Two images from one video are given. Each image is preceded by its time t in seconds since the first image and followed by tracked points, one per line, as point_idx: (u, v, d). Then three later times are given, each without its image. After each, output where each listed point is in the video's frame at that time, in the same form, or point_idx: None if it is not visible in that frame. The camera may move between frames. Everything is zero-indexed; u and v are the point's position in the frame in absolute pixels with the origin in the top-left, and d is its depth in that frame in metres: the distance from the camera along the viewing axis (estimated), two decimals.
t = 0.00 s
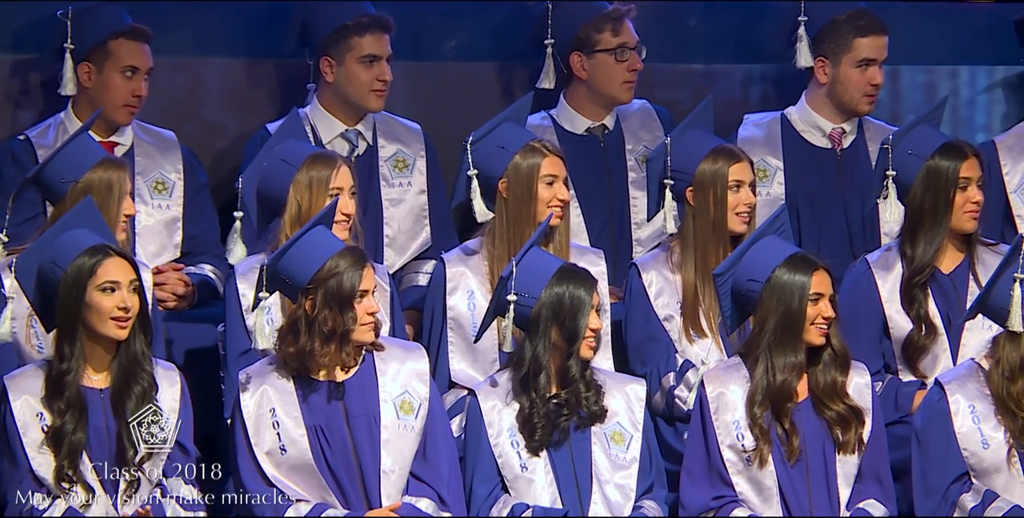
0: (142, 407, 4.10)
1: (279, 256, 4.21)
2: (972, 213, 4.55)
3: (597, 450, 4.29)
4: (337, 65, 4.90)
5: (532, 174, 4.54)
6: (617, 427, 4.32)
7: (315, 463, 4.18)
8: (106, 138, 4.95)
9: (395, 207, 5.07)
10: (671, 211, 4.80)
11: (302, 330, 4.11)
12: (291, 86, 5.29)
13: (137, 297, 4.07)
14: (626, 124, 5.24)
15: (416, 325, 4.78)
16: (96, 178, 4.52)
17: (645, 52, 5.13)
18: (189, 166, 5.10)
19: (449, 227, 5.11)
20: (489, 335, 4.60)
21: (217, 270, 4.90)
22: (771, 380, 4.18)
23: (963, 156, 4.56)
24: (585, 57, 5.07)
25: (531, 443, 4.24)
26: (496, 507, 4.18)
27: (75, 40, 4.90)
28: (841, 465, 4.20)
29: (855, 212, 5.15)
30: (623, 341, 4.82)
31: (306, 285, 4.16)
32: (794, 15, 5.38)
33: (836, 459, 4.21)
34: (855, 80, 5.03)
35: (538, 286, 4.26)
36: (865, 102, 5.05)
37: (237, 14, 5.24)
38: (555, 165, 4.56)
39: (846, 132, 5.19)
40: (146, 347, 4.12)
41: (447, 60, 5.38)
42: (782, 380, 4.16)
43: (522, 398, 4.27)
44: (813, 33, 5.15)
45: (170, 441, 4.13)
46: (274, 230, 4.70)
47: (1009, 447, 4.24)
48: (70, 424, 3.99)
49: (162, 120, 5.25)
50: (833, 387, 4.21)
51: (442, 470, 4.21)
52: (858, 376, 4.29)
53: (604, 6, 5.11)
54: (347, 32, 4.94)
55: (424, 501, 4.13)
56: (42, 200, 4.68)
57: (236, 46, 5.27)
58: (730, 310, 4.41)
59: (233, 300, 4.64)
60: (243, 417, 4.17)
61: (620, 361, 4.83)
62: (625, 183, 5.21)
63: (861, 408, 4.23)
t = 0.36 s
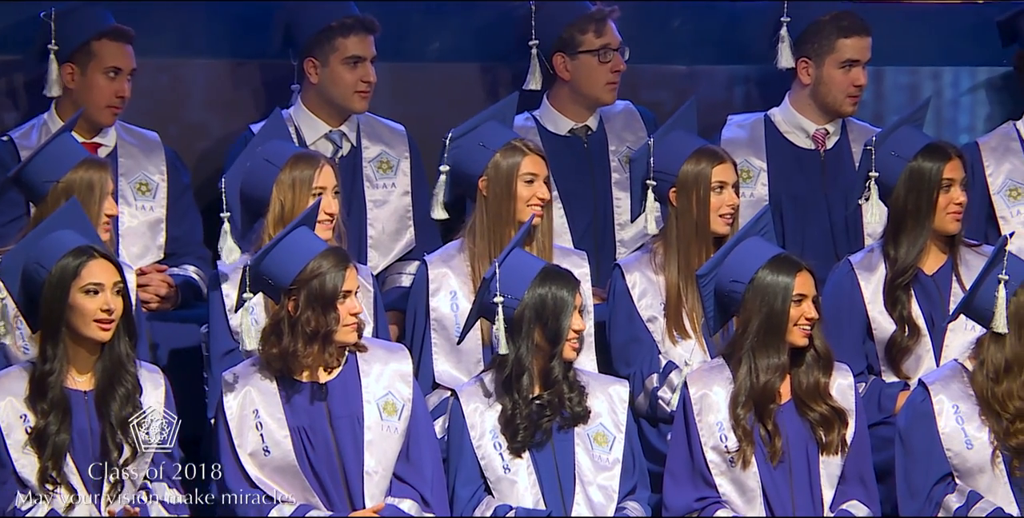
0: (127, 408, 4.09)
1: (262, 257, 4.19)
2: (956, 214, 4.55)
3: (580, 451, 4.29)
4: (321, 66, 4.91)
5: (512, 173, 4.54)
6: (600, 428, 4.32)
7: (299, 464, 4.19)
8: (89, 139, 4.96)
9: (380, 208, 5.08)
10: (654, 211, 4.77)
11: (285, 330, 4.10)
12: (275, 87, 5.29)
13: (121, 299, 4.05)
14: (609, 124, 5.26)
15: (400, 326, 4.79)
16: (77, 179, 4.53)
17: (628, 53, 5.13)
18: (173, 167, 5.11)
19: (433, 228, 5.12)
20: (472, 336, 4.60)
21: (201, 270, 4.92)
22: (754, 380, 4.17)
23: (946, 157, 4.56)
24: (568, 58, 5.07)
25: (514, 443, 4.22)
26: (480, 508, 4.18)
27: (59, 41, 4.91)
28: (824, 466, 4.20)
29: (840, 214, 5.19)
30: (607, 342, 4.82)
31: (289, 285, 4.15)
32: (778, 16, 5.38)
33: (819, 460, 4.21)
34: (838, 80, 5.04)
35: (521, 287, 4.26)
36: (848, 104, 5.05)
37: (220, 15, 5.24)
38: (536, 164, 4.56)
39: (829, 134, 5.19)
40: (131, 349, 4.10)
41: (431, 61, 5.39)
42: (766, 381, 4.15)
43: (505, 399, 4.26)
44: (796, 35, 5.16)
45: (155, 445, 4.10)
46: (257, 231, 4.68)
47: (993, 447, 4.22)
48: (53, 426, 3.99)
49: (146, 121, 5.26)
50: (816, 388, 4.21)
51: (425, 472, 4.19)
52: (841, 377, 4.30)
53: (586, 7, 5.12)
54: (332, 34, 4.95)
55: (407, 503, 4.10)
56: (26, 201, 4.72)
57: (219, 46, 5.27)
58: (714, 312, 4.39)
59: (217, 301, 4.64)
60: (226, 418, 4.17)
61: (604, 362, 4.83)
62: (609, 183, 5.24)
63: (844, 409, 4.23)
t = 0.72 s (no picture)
0: (110, 409, 4.06)
1: (245, 258, 4.17)
2: (939, 216, 4.55)
3: (563, 451, 4.27)
4: (305, 68, 4.92)
5: (491, 175, 4.55)
6: (583, 429, 4.30)
7: (281, 465, 4.16)
8: (73, 140, 4.96)
9: (363, 210, 5.09)
10: (639, 212, 4.75)
11: (268, 332, 4.08)
12: (258, 87, 5.29)
13: (103, 300, 4.04)
14: (592, 126, 5.28)
15: (382, 328, 4.79)
16: (61, 181, 4.52)
17: (611, 54, 5.16)
18: (156, 168, 5.12)
19: (417, 229, 5.12)
20: (455, 337, 4.61)
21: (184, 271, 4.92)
22: (738, 382, 4.17)
23: (930, 160, 4.55)
24: (551, 59, 5.10)
25: (497, 444, 4.20)
26: (464, 509, 4.16)
27: (42, 42, 4.92)
28: (807, 467, 4.20)
29: (823, 216, 5.21)
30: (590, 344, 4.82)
31: (271, 287, 4.12)
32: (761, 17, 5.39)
33: (802, 461, 4.21)
34: (821, 82, 5.08)
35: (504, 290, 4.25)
36: (832, 105, 5.09)
37: (203, 16, 5.25)
38: (515, 168, 4.57)
39: (813, 135, 5.23)
40: (114, 350, 4.08)
41: (414, 62, 5.39)
42: (750, 383, 4.15)
43: (488, 401, 4.24)
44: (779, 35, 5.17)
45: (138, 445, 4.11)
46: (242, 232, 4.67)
47: (976, 447, 4.19)
48: (35, 427, 3.98)
49: (129, 121, 5.27)
50: (799, 390, 4.20)
51: (408, 472, 4.17)
52: (824, 379, 4.29)
53: (569, 8, 5.14)
54: (315, 35, 4.95)
55: (390, 504, 4.07)
56: (9, 202, 4.71)
57: (202, 48, 5.27)
58: (698, 313, 4.38)
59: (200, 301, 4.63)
60: (209, 420, 4.15)
61: (586, 363, 4.83)
62: (592, 184, 5.25)
63: (827, 410, 4.23)
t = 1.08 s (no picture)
0: (93, 408, 4.05)
1: (228, 259, 4.16)
2: (923, 218, 4.56)
3: (547, 452, 4.26)
4: (289, 69, 4.93)
5: (475, 177, 4.56)
6: (567, 430, 4.29)
7: (265, 465, 4.14)
8: (56, 141, 4.98)
9: (348, 210, 5.10)
10: (622, 214, 4.76)
11: (251, 332, 4.07)
12: (242, 90, 5.30)
13: (86, 300, 4.03)
14: (576, 128, 5.30)
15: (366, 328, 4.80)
16: (45, 181, 4.53)
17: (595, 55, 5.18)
18: (140, 168, 5.13)
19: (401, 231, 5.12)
20: (438, 338, 4.61)
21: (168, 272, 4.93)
22: (721, 384, 4.17)
23: (913, 161, 4.56)
24: (535, 60, 5.13)
25: (481, 446, 4.20)
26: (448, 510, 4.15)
27: (25, 43, 4.93)
28: (791, 468, 4.19)
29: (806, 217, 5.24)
30: (573, 345, 4.81)
31: (255, 287, 4.12)
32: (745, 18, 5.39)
33: (785, 463, 4.20)
34: (804, 83, 5.10)
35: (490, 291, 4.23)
36: (815, 105, 5.11)
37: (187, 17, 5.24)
38: (499, 170, 4.58)
39: (796, 135, 5.26)
40: (97, 350, 4.08)
41: (398, 63, 5.40)
42: (733, 385, 4.15)
43: (472, 401, 4.23)
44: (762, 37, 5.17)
45: (121, 444, 4.11)
46: (227, 233, 4.68)
47: (959, 447, 4.20)
48: (19, 426, 3.98)
49: (113, 122, 5.28)
50: (783, 391, 4.19)
51: (392, 472, 4.17)
52: (807, 379, 4.27)
53: (553, 9, 5.16)
54: (299, 36, 4.95)
55: (374, 504, 4.07)
56: None
57: (187, 49, 5.28)
58: (681, 314, 4.39)
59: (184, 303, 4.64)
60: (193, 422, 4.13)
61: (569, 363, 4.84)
62: (576, 185, 5.27)
63: (811, 411, 4.22)
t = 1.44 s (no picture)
0: (76, 407, 4.04)
1: (212, 259, 4.14)
2: (907, 219, 4.56)
3: (530, 453, 4.25)
4: (272, 69, 4.93)
5: (464, 179, 4.55)
6: (551, 431, 4.28)
7: (248, 466, 4.14)
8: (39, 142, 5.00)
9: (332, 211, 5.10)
10: (606, 215, 4.74)
11: (235, 333, 4.06)
12: (224, 90, 5.31)
13: (67, 299, 4.02)
14: (560, 128, 5.31)
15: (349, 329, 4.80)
16: (29, 182, 4.51)
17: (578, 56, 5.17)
18: (123, 168, 5.15)
19: (385, 232, 5.14)
20: (421, 340, 4.60)
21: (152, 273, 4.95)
22: (704, 384, 4.17)
23: (897, 162, 4.55)
24: (519, 61, 5.13)
25: (464, 447, 4.19)
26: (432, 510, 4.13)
27: (8, 43, 4.90)
28: (774, 469, 4.18)
29: (790, 217, 5.25)
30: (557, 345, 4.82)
31: (238, 288, 4.11)
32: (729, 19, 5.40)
33: (769, 463, 4.19)
34: (788, 83, 5.09)
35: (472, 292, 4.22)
36: (799, 106, 5.10)
37: (170, 18, 5.26)
38: (487, 171, 4.57)
39: (779, 136, 5.26)
40: (79, 348, 4.07)
41: (382, 64, 5.41)
42: (716, 386, 4.15)
43: (455, 403, 4.22)
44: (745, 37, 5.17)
45: (104, 443, 4.11)
46: (209, 233, 4.68)
47: (942, 448, 4.19)
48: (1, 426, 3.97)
49: (96, 122, 5.29)
50: (766, 391, 4.19)
51: (376, 472, 4.15)
52: (791, 380, 4.27)
53: (536, 9, 5.16)
54: (283, 37, 4.96)
55: (358, 505, 4.05)
56: None
57: (170, 49, 5.28)
58: (664, 314, 4.38)
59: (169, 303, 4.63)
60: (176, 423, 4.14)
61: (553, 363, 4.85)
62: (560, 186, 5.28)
63: (794, 411, 4.22)
